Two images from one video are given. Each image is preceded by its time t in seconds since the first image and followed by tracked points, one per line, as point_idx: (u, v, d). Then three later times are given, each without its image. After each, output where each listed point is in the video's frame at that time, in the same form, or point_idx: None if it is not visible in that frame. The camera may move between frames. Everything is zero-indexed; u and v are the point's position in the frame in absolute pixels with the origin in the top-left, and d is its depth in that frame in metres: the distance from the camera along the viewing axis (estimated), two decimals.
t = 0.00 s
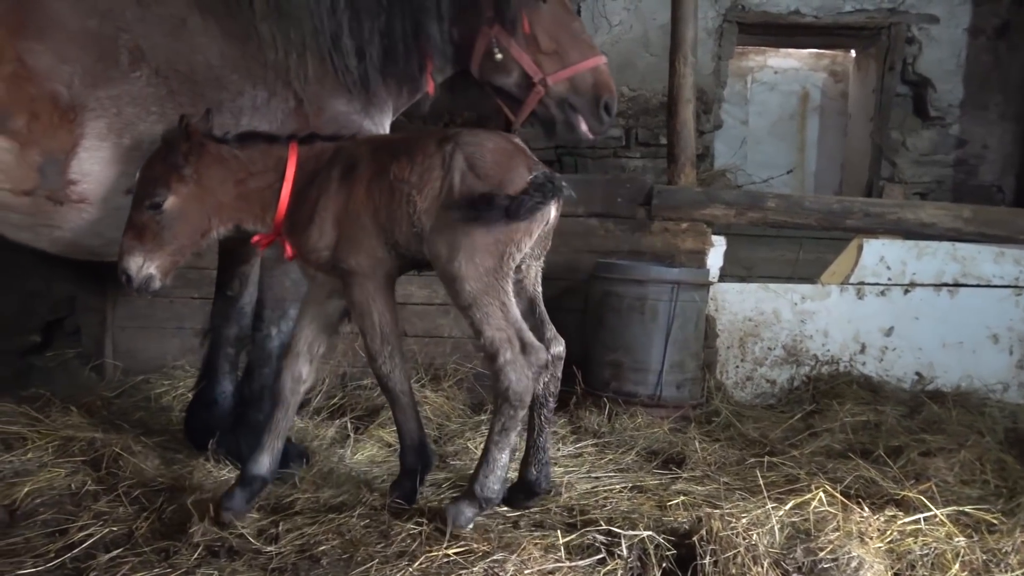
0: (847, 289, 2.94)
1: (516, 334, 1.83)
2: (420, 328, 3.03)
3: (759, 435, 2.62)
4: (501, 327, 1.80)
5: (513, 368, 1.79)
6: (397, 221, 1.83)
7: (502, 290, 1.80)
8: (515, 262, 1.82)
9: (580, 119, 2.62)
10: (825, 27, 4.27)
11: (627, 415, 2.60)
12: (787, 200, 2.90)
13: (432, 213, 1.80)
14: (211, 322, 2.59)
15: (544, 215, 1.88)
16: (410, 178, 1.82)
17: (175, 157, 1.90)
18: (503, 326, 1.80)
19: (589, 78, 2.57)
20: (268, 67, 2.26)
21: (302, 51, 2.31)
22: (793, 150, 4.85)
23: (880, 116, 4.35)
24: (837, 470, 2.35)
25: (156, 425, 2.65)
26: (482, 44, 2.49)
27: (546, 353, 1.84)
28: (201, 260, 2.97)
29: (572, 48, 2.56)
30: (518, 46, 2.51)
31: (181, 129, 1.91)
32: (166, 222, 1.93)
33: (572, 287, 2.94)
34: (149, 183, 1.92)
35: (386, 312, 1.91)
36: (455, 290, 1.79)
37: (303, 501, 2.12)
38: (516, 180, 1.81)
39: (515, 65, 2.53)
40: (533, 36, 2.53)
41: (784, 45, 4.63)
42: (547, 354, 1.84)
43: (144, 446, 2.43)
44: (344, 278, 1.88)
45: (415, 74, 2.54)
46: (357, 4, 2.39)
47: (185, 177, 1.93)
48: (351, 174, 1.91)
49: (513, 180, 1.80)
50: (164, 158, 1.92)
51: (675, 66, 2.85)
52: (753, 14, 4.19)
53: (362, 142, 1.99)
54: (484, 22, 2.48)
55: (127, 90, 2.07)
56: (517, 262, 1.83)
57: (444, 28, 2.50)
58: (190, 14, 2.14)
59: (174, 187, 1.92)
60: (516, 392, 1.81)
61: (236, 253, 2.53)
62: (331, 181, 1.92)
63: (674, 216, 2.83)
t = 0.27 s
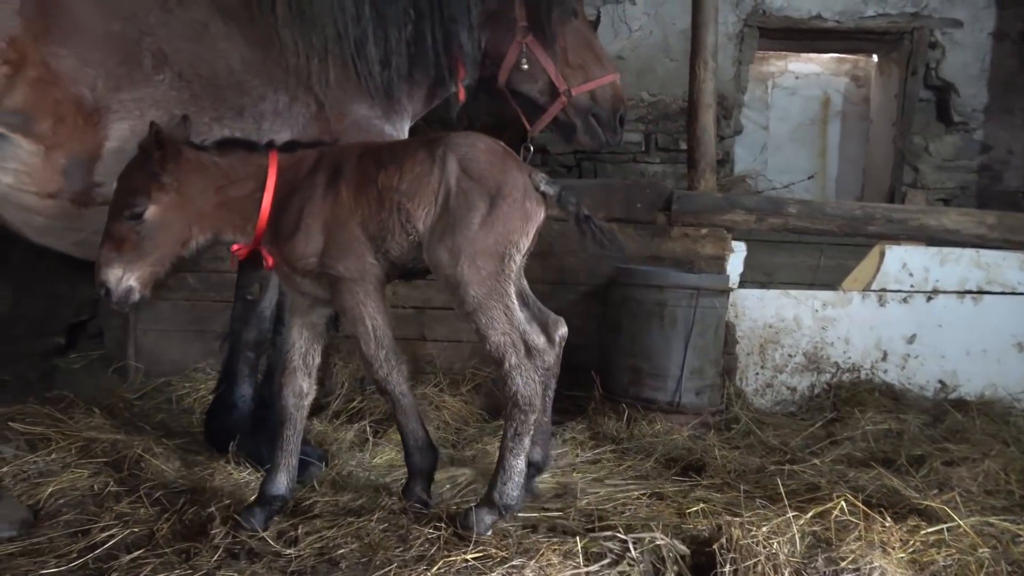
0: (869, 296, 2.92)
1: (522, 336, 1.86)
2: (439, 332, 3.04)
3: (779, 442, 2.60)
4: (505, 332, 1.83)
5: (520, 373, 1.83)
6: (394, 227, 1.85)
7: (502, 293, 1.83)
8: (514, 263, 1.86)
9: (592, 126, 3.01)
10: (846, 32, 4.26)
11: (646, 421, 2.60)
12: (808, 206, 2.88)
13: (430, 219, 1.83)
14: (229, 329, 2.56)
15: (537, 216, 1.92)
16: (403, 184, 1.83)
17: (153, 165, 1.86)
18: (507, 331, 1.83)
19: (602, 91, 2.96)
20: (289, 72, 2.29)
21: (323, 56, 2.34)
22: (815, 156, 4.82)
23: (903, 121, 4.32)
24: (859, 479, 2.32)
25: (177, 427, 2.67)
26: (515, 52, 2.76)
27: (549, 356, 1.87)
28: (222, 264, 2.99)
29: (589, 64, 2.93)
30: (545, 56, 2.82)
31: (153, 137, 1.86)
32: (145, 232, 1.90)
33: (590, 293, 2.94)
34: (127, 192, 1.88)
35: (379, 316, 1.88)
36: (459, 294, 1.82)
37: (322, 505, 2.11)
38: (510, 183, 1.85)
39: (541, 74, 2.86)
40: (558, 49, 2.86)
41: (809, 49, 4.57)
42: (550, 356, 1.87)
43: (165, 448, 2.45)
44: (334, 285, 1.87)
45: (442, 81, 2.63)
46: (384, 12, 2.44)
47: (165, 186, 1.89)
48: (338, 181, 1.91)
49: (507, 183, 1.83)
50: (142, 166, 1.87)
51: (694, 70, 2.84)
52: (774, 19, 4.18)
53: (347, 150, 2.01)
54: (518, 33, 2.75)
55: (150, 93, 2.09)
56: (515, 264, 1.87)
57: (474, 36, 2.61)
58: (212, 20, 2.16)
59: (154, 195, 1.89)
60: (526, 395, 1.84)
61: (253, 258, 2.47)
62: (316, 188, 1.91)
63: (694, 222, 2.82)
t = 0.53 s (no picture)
0: (890, 303, 2.89)
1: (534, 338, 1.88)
2: (457, 336, 3.04)
3: (799, 450, 2.58)
4: (518, 335, 1.85)
5: (535, 373, 1.86)
6: (406, 231, 1.87)
7: (514, 296, 1.86)
8: (523, 266, 1.90)
9: (597, 134, 3.03)
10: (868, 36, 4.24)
11: (665, 427, 2.58)
12: (829, 212, 2.87)
13: (442, 223, 1.86)
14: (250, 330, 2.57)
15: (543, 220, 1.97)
16: (413, 188, 1.86)
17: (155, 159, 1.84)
18: (520, 334, 1.85)
19: (612, 101, 2.97)
20: (311, 77, 2.31)
21: (344, 61, 2.36)
22: (837, 161, 4.77)
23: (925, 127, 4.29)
24: (880, 488, 2.29)
25: (197, 429, 2.69)
26: (531, 58, 2.81)
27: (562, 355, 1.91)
28: (242, 267, 3.00)
29: (599, 73, 2.94)
30: (561, 63, 2.86)
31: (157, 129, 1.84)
32: (147, 227, 1.86)
33: (609, 298, 2.93)
34: (128, 187, 1.84)
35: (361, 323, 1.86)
36: (473, 298, 1.83)
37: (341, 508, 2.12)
38: (520, 188, 1.90)
39: (553, 80, 2.88)
40: (573, 56, 2.89)
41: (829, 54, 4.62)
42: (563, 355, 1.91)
43: (185, 450, 2.46)
44: (336, 285, 1.86)
45: (462, 86, 2.68)
46: (406, 19, 2.45)
47: (168, 180, 1.87)
48: (345, 184, 1.91)
49: (516, 188, 1.88)
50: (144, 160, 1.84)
51: (715, 75, 2.83)
52: (795, 24, 4.20)
53: (350, 153, 2.01)
54: (536, 40, 2.80)
55: (174, 97, 2.09)
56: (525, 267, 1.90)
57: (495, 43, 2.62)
58: (234, 24, 2.16)
59: (156, 189, 1.86)
60: (541, 396, 1.87)
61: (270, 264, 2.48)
62: (322, 190, 1.91)
63: (712, 228, 2.82)
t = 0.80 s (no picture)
0: (916, 308, 2.86)
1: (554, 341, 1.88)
2: (479, 341, 3.04)
3: (823, 456, 2.55)
4: (539, 337, 1.85)
5: (555, 376, 1.86)
6: (423, 236, 1.84)
7: (534, 297, 1.86)
8: (541, 267, 1.90)
9: (612, 135, 3.00)
10: (891, 39, 4.28)
11: (687, 432, 2.56)
12: (853, 216, 2.84)
13: (460, 225, 1.84)
14: (271, 332, 2.59)
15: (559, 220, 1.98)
16: (429, 191, 1.83)
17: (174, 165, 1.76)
18: (541, 336, 1.85)
19: (624, 101, 2.97)
20: (333, 82, 2.32)
21: (366, 65, 2.37)
22: (860, 164, 4.75)
23: (952, 129, 4.29)
24: (907, 495, 2.26)
25: (220, 431, 2.71)
26: (546, 58, 2.81)
27: (582, 359, 1.90)
28: (265, 271, 3.02)
29: (612, 73, 2.94)
30: (575, 62, 2.86)
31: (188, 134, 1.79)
32: (163, 234, 1.78)
33: (631, 302, 2.92)
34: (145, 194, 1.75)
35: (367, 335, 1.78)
36: (494, 300, 1.83)
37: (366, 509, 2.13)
38: (537, 190, 1.91)
39: (568, 79, 2.88)
40: (587, 56, 2.90)
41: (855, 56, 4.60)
42: (582, 359, 1.91)
43: (209, 453, 2.48)
44: (338, 293, 1.76)
45: (480, 88, 2.69)
46: (427, 22, 2.47)
47: (186, 187, 1.79)
48: (357, 187, 1.84)
49: (533, 188, 1.89)
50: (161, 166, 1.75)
51: (737, 78, 2.81)
52: (818, 27, 4.19)
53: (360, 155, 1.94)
54: (550, 40, 2.81)
55: (200, 103, 2.10)
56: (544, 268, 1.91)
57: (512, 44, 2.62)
58: (259, 31, 2.17)
59: (175, 197, 1.78)
60: (561, 398, 1.87)
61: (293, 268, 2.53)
62: (333, 193, 1.83)
63: (735, 232, 2.80)
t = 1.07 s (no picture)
0: (940, 311, 2.82)
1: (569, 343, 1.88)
2: (498, 344, 3.04)
3: (846, 461, 2.53)
4: (555, 340, 1.84)
5: (572, 377, 1.86)
6: (436, 242, 1.82)
7: (549, 299, 1.85)
8: (557, 268, 1.87)
9: (629, 130, 3.00)
10: (914, 39, 4.28)
11: (708, 436, 2.55)
12: (876, 218, 2.81)
13: (474, 229, 1.83)
14: (292, 335, 2.60)
15: (573, 220, 1.95)
16: (442, 196, 1.82)
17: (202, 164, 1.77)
18: (557, 339, 1.84)
19: (640, 96, 2.96)
20: (355, 87, 2.34)
21: (387, 69, 2.38)
22: (882, 165, 4.83)
23: (977, 130, 4.26)
24: (931, 501, 2.23)
25: (242, 433, 2.73)
26: (563, 58, 2.81)
27: (596, 360, 1.91)
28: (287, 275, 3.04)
29: (627, 69, 2.92)
30: (592, 61, 2.85)
31: (216, 135, 1.80)
32: (184, 234, 1.78)
33: (652, 306, 2.90)
34: (170, 192, 1.75)
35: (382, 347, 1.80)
36: (510, 303, 1.81)
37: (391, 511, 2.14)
38: (551, 191, 1.87)
39: (585, 78, 2.87)
40: (603, 54, 2.88)
41: (875, 57, 4.70)
42: (597, 360, 1.91)
43: (231, 455, 2.50)
44: (348, 307, 1.79)
45: (497, 90, 2.64)
46: (444, 25, 2.46)
47: (210, 186, 1.80)
48: (369, 194, 1.84)
49: (548, 189, 1.86)
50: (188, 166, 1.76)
51: (758, 80, 2.82)
52: (839, 28, 4.25)
53: (373, 162, 1.94)
54: (567, 39, 2.79)
55: (224, 110, 2.11)
56: (559, 269, 1.89)
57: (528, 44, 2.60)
58: (282, 37, 2.18)
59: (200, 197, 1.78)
60: (577, 401, 1.86)
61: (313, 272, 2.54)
62: (345, 202, 1.84)
63: (756, 235, 2.78)
